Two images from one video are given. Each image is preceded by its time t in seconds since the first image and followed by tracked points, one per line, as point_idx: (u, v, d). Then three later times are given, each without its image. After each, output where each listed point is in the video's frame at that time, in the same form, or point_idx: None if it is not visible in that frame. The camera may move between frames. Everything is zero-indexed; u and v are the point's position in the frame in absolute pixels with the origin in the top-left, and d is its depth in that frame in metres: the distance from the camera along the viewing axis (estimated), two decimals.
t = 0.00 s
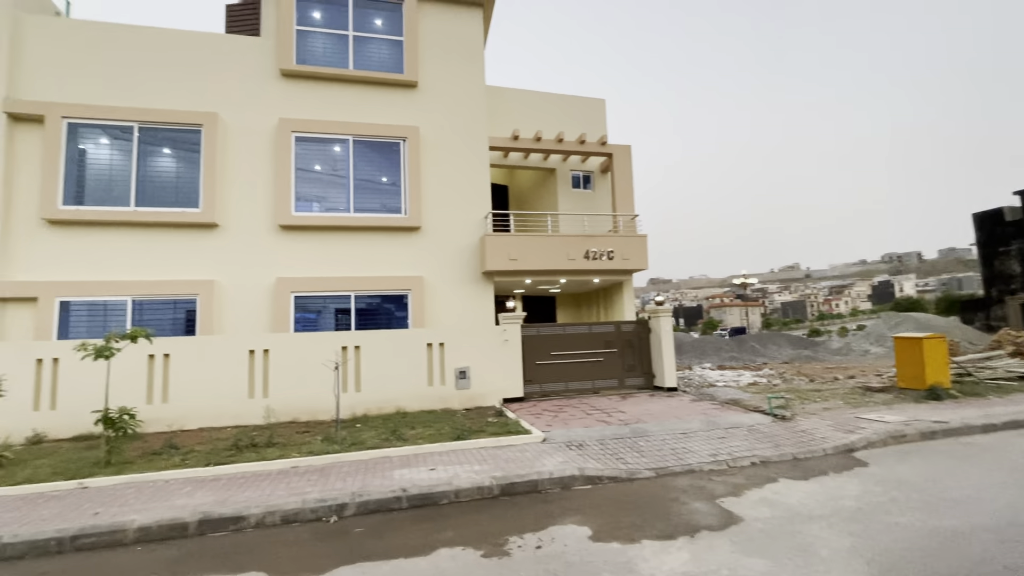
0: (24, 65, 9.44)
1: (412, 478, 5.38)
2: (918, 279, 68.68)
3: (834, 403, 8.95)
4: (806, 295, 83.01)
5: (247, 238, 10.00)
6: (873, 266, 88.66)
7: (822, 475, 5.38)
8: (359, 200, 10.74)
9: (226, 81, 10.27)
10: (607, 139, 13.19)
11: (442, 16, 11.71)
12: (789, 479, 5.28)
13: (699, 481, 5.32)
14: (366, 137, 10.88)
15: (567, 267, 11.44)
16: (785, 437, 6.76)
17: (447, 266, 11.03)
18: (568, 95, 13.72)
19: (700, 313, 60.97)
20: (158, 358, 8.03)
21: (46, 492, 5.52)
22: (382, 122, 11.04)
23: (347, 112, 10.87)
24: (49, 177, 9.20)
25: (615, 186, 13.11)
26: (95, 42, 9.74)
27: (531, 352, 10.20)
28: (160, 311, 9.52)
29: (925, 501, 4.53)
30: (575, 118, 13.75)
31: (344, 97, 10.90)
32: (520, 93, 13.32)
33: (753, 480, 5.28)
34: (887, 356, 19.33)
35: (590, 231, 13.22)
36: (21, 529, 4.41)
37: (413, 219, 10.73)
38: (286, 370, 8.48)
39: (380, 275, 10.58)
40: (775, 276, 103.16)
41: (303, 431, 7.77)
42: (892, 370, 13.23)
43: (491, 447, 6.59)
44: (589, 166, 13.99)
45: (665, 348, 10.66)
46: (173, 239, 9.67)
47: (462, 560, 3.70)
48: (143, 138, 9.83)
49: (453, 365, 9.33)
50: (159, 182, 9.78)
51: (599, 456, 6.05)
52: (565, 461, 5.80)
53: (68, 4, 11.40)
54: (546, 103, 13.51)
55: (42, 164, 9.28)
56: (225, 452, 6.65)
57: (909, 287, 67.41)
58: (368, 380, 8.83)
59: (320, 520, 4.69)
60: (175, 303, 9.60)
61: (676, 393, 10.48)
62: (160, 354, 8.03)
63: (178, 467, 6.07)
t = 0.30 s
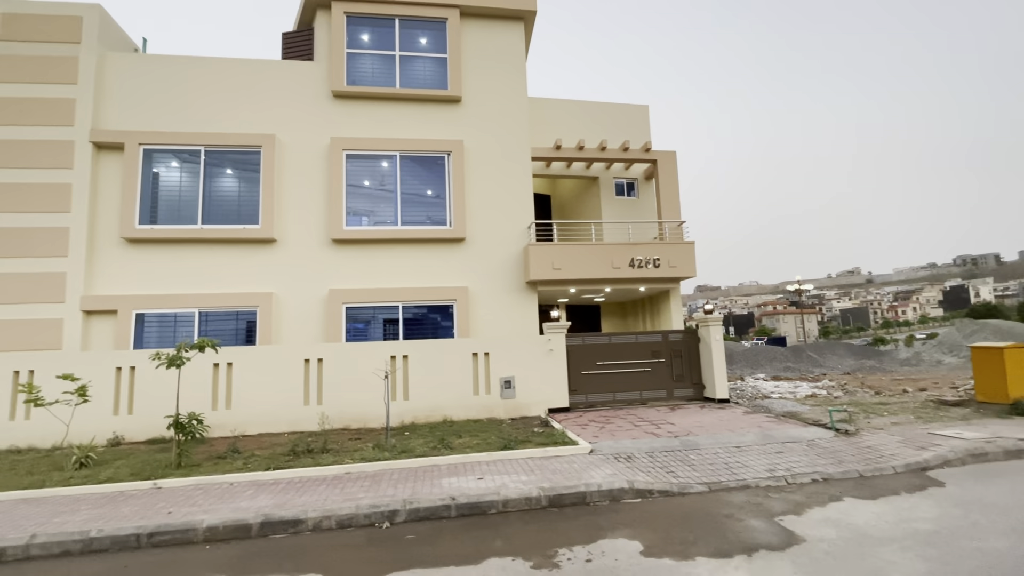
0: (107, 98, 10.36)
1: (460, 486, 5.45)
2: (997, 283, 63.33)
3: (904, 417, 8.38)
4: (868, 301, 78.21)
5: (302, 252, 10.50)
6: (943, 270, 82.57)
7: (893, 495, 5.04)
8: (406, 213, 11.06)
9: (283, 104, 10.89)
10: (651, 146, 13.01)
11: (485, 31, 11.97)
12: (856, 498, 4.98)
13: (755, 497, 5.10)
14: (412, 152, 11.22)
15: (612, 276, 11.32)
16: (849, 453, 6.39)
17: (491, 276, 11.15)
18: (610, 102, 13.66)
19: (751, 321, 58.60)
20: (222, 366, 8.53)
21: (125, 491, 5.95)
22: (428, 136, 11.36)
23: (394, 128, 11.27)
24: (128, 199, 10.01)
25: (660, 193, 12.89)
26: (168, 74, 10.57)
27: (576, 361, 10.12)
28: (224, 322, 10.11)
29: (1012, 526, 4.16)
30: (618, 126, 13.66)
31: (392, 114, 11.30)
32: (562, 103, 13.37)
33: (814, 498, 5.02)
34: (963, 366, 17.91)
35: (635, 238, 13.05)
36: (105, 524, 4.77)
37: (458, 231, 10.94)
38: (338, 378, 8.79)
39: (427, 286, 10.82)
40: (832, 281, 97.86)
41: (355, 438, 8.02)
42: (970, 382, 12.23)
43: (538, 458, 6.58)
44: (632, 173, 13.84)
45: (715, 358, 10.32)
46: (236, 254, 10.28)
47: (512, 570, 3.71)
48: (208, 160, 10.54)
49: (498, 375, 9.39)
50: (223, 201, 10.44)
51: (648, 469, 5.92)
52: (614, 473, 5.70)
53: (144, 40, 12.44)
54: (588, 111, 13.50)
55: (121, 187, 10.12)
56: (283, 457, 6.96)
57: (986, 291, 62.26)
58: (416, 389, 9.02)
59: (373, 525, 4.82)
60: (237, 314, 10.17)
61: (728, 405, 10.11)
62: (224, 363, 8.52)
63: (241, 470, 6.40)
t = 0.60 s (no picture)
0: (157, 121, 10.96)
1: (493, 498, 5.46)
2: None
3: (957, 432, 7.95)
4: (914, 309, 74.64)
5: (337, 265, 10.80)
6: (997, 275, 78.14)
7: (947, 515, 4.77)
8: (437, 226, 11.25)
9: (319, 122, 11.29)
10: (682, 154, 12.88)
11: (513, 46, 12.15)
12: (906, 517, 4.75)
13: (798, 515, 4.92)
14: (442, 166, 11.43)
15: (643, 286, 11.20)
16: (898, 470, 6.09)
17: (521, 287, 11.20)
18: (639, 111, 13.61)
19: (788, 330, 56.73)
20: (262, 376, 8.82)
21: (172, 496, 6.20)
22: (457, 150, 11.56)
23: (425, 143, 11.51)
24: (175, 216, 10.53)
25: (691, 201, 12.73)
26: (212, 97, 11.12)
27: (607, 372, 10.02)
28: (263, 333, 10.46)
29: None
30: (647, 135, 13.59)
31: (423, 130, 11.56)
32: (590, 113, 13.40)
33: (861, 517, 4.80)
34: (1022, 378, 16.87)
35: (666, 247, 12.89)
36: (155, 529, 4.99)
37: (488, 242, 11.05)
38: (372, 389, 8.96)
39: (457, 297, 10.95)
40: (875, 288, 93.88)
41: (388, 448, 8.14)
42: None
43: (571, 470, 6.53)
44: (662, 181, 13.71)
45: (752, 369, 10.05)
46: (275, 268, 10.65)
47: None
48: (249, 178, 11.00)
49: (529, 386, 9.38)
50: (262, 217, 10.86)
51: (684, 484, 5.79)
52: (648, 487, 5.61)
53: (190, 66, 13.13)
54: (616, 121, 13.47)
55: (169, 205, 10.66)
56: (319, 466, 7.12)
57: None
58: (448, 400, 9.10)
59: (408, 536, 4.88)
60: (276, 325, 10.50)
61: (766, 418, 9.81)
62: (263, 373, 8.82)
63: (280, 479, 6.58)
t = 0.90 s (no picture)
0: (186, 138, 11.35)
1: (514, 509, 5.45)
2: None
3: (992, 445, 7.68)
4: (944, 317, 72.32)
5: (358, 276, 10.98)
6: None
7: (984, 532, 4.61)
8: (455, 237, 11.37)
9: (340, 136, 11.56)
10: (700, 162, 12.81)
11: (529, 58, 12.29)
12: (940, 534, 4.60)
13: (826, 530, 4.81)
14: (460, 177, 11.58)
15: (662, 295, 11.12)
16: (931, 485, 5.91)
17: (540, 297, 11.22)
18: (656, 121, 13.61)
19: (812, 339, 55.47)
20: (285, 386, 9.00)
21: (199, 504, 6.34)
22: (475, 162, 11.70)
23: (443, 156, 11.69)
24: (203, 230, 10.86)
25: (710, 209, 12.63)
26: (238, 114, 11.48)
27: (627, 383, 9.94)
28: (286, 343, 10.67)
29: None
30: (664, 143, 13.56)
31: (441, 142, 11.74)
32: (607, 123, 13.44)
33: (892, 533, 4.67)
34: None
35: (685, 256, 12.80)
36: (184, 535, 5.12)
37: (506, 253, 11.12)
38: (392, 398, 9.06)
39: (476, 307, 11.02)
40: (902, 295, 91.27)
41: (408, 458, 8.20)
42: None
43: (591, 482, 6.48)
44: (681, 190, 13.65)
45: (775, 379, 9.88)
46: (298, 279, 10.88)
47: None
48: (273, 192, 11.29)
49: (548, 396, 9.36)
50: (286, 229, 11.12)
51: (707, 496, 5.71)
52: (670, 500, 5.54)
53: (217, 85, 13.59)
54: (633, 130, 13.48)
55: (197, 219, 10.99)
56: (341, 475, 7.21)
57: None
58: (467, 410, 9.14)
59: (429, 546, 4.90)
60: (298, 335, 10.70)
61: (791, 429, 9.61)
62: (286, 383, 8.99)
63: (303, 487, 6.68)
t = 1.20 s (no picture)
0: (203, 150, 11.59)
1: (526, 518, 5.44)
2: None
3: (1014, 456, 7.51)
4: (963, 324, 70.96)
5: (369, 284, 11.09)
6: None
7: (1007, 545, 4.51)
8: (466, 245, 11.44)
9: (352, 146, 11.73)
10: (711, 169, 12.78)
11: (539, 68, 12.40)
12: (961, 547, 4.50)
13: (842, 541, 4.74)
14: (471, 186, 11.67)
15: (673, 302, 11.08)
16: (951, 496, 5.79)
17: (550, 304, 11.23)
18: (666, 128, 13.62)
19: (827, 346, 54.68)
20: (298, 394, 9.09)
21: (214, 510, 6.41)
22: (486, 171, 11.79)
23: (454, 165, 11.80)
24: (219, 239, 11.05)
25: (721, 216, 12.58)
26: (253, 125, 11.71)
27: (638, 391, 9.89)
28: (299, 351, 10.78)
29: None
30: (674, 151, 13.57)
31: (452, 152, 11.86)
32: (617, 131, 13.48)
33: (911, 545, 4.59)
34: None
35: (696, 263, 12.74)
36: (199, 541, 5.18)
37: (516, 261, 11.17)
38: (403, 406, 9.10)
39: (486, 315, 11.06)
40: (919, 302, 89.68)
41: (420, 465, 8.22)
42: None
43: (603, 491, 6.45)
44: (691, 197, 13.62)
45: (789, 388, 9.77)
46: (311, 288, 11.02)
47: None
48: (287, 202, 11.47)
49: (559, 404, 9.34)
50: (299, 238, 11.28)
51: (720, 506, 5.66)
52: (683, 510, 5.49)
53: (233, 97, 13.87)
54: (643, 138, 13.51)
55: (213, 229, 11.19)
56: (353, 482, 7.24)
57: None
58: (478, 418, 9.16)
59: (441, 554, 4.91)
60: (310, 343, 10.81)
61: (805, 439, 9.48)
62: (299, 391, 9.08)
63: (315, 495, 6.72)
